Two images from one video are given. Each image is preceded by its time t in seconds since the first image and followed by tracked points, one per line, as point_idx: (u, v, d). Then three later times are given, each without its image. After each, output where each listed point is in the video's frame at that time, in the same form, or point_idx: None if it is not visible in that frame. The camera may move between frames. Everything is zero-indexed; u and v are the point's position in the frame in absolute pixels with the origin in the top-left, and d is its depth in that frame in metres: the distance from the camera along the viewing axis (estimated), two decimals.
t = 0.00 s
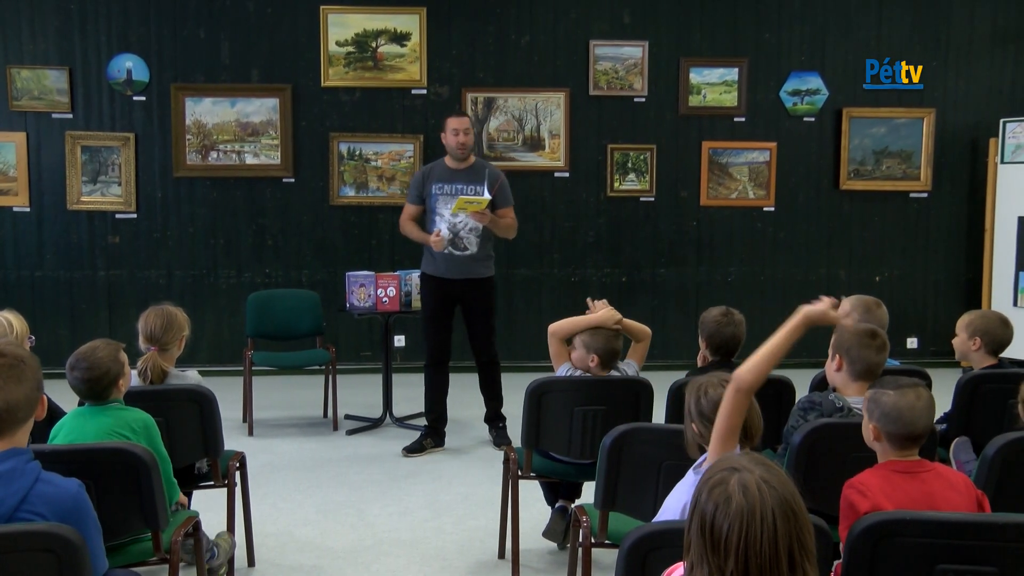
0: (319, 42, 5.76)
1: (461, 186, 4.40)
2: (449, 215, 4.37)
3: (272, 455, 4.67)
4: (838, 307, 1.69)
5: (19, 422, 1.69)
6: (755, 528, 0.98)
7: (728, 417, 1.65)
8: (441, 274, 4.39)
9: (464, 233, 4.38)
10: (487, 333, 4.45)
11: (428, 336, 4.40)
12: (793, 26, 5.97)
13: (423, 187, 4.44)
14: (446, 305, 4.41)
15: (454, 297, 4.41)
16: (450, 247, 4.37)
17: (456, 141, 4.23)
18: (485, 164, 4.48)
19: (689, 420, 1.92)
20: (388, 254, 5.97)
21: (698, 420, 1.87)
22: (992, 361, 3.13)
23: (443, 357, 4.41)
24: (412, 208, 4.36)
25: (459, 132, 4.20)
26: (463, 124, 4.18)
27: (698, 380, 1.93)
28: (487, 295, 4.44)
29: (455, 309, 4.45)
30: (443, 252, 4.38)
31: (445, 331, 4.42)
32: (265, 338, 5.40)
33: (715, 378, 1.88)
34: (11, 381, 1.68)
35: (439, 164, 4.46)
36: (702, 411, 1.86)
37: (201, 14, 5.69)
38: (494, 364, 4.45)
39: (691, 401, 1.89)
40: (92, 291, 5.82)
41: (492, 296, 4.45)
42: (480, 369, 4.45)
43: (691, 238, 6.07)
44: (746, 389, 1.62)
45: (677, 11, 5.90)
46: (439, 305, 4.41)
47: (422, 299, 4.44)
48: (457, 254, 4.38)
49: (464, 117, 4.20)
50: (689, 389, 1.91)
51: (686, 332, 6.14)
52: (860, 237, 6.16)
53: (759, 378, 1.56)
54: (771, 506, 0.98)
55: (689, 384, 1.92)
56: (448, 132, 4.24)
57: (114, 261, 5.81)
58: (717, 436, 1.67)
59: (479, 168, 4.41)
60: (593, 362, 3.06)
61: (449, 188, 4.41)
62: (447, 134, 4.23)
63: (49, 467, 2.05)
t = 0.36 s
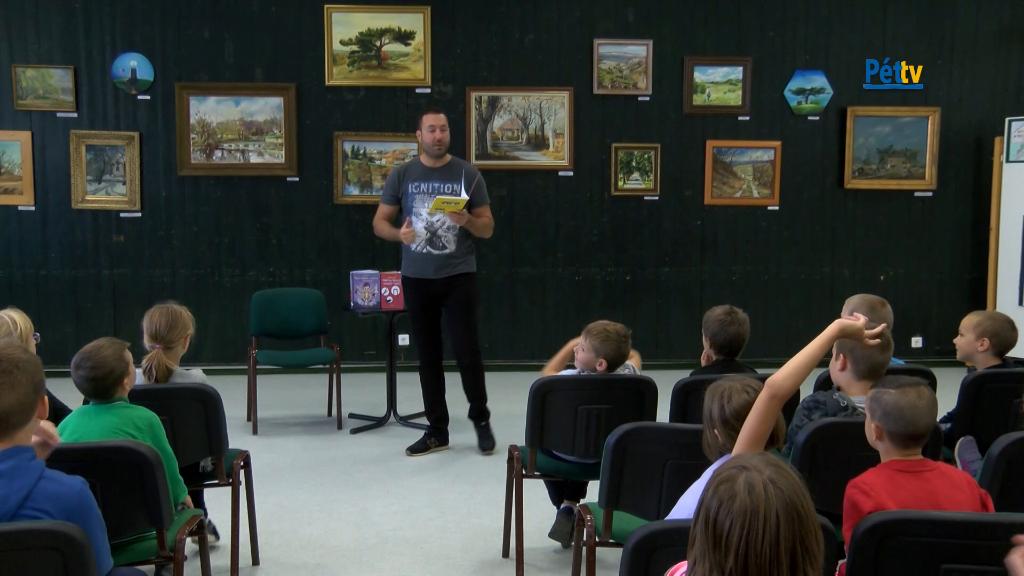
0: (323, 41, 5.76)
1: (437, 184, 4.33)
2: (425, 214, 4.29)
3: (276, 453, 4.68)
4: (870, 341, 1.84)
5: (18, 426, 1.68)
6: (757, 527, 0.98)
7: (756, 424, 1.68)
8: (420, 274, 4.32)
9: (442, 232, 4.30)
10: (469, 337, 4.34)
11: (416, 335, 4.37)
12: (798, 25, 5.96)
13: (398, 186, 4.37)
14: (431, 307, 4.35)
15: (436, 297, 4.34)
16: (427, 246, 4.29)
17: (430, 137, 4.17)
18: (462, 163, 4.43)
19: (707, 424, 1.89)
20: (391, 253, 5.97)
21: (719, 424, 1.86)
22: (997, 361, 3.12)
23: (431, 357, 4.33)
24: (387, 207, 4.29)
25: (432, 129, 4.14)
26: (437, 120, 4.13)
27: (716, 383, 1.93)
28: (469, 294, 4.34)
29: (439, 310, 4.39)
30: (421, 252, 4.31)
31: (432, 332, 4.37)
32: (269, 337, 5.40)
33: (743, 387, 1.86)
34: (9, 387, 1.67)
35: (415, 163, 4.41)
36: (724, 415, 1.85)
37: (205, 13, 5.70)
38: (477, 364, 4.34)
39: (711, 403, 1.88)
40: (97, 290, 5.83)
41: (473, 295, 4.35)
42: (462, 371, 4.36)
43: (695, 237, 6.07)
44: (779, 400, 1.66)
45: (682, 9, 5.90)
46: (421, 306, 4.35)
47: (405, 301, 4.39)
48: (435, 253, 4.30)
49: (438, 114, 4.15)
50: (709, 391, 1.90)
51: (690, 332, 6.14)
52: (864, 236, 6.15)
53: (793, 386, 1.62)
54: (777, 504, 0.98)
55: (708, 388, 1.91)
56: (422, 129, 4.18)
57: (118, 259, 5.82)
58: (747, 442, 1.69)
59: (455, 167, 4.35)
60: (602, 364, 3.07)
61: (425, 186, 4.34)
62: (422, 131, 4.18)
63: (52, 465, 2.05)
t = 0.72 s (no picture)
0: (326, 40, 5.75)
1: (429, 186, 4.19)
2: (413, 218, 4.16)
3: (280, 452, 4.69)
4: (877, 318, 1.81)
5: (20, 430, 1.72)
6: (743, 522, 1.03)
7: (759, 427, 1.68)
8: (408, 278, 4.18)
9: (430, 235, 4.17)
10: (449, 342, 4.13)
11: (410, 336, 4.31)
12: (802, 23, 5.96)
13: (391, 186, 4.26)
14: (418, 310, 4.22)
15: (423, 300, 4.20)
16: (415, 250, 4.16)
17: (417, 138, 4.03)
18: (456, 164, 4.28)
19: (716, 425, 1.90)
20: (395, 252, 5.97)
21: (726, 423, 1.86)
22: (1001, 361, 3.12)
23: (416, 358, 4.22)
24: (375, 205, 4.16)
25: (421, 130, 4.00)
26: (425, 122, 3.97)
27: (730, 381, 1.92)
28: (457, 298, 4.17)
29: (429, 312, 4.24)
30: (409, 255, 4.19)
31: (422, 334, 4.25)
32: (272, 336, 5.41)
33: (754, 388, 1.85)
34: None
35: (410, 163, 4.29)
36: (732, 415, 1.85)
37: (209, 12, 5.70)
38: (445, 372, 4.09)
39: (721, 403, 1.88)
40: (101, 288, 5.84)
41: (460, 299, 4.17)
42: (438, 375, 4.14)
43: (699, 236, 6.06)
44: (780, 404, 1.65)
45: (686, 8, 5.89)
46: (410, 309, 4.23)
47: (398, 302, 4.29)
48: (423, 257, 4.16)
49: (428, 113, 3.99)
50: (720, 390, 1.89)
51: (693, 331, 6.13)
52: (868, 235, 6.14)
53: (791, 390, 1.63)
54: (769, 504, 1.02)
55: (718, 387, 1.91)
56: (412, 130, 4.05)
57: (122, 259, 5.83)
58: (747, 443, 1.69)
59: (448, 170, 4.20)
60: (598, 357, 3.09)
61: (417, 188, 4.22)
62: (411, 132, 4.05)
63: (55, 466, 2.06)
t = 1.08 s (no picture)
0: (333, 39, 5.76)
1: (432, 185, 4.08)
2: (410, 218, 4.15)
3: (287, 451, 4.69)
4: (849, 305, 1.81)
5: (25, 429, 1.72)
6: (743, 517, 1.10)
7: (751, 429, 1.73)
8: (402, 276, 4.20)
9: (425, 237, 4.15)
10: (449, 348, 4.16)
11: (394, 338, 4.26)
12: (809, 22, 5.95)
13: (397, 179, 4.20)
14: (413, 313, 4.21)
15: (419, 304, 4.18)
16: (410, 248, 4.17)
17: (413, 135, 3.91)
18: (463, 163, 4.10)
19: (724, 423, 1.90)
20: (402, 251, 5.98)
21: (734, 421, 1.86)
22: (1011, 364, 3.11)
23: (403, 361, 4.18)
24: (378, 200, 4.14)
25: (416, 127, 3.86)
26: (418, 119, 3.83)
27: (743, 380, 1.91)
28: (454, 303, 4.17)
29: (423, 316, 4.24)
30: (406, 253, 4.20)
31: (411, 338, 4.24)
32: (279, 335, 5.42)
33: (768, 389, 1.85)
34: None
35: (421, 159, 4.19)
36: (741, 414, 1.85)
37: (217, 11, 5.71)
38: (452, 377, 4.17)
39: (731, 401, 1.88)
40: (108, 287, 5.85)
41: (458, 303, 4.17)
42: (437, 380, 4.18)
43: (706, 235, 6.05)
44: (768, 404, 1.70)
45: (693, 7, 5.88)
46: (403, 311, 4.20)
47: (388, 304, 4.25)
48: (417, 256, 4.17)
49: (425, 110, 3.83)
50: (730, 388, 1.89)
51: (699, 330, 6.13)
52: (875, 235, 6.13)
53: (775, 390, 1.68)
54: (769, 503, 1.08)
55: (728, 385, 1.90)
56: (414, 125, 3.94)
57: (130, 258, 5.84)
58: (742, 443, 1.73)
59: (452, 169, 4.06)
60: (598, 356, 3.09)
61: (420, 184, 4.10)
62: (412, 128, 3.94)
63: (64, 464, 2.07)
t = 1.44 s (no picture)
0: (342, 38, 5.76)
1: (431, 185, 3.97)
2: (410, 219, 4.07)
3: (297, 450, 4.70)
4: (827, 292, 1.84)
5: (33, 427, 1.77)
6: (746, 514, 1.09)
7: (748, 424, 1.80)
8: (403, 277, 4.13)
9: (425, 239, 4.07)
10: (451, 352, 4.16)
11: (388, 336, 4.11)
12: (819, 21, 5.93)
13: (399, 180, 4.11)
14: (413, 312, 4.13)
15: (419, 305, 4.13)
16: (410, 250, 4.11)
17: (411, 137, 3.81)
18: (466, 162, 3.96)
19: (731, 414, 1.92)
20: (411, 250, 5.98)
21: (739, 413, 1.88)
22: None
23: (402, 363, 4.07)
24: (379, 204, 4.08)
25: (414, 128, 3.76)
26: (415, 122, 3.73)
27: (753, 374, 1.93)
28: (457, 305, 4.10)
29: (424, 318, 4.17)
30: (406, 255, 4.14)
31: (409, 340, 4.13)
32: (288, 334, 5.43)
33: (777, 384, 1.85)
34: (10, 395, 1.74)
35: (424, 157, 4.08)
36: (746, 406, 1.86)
37: (226, 11, 5.72)
38: (455, 381, 4.15)
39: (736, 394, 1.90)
40: (118, 286, 5.86)
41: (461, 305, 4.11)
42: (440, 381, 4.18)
43: (715, 234, 6.05)
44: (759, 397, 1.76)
45: (702, 6, 5.87)
46: (402, 313, 4.13)
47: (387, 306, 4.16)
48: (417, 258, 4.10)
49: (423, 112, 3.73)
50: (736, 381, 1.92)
51: (708, 330, 6.12)
52: (885, 234, 6.11)
53: (762, 383, 1.73)
54: (772, 502, 1.08)
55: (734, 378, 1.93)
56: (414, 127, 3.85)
57: (140, 257, 5.86)
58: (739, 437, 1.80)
59: (452, 169, 3.94)
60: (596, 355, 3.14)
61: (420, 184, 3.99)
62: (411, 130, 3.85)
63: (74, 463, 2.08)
